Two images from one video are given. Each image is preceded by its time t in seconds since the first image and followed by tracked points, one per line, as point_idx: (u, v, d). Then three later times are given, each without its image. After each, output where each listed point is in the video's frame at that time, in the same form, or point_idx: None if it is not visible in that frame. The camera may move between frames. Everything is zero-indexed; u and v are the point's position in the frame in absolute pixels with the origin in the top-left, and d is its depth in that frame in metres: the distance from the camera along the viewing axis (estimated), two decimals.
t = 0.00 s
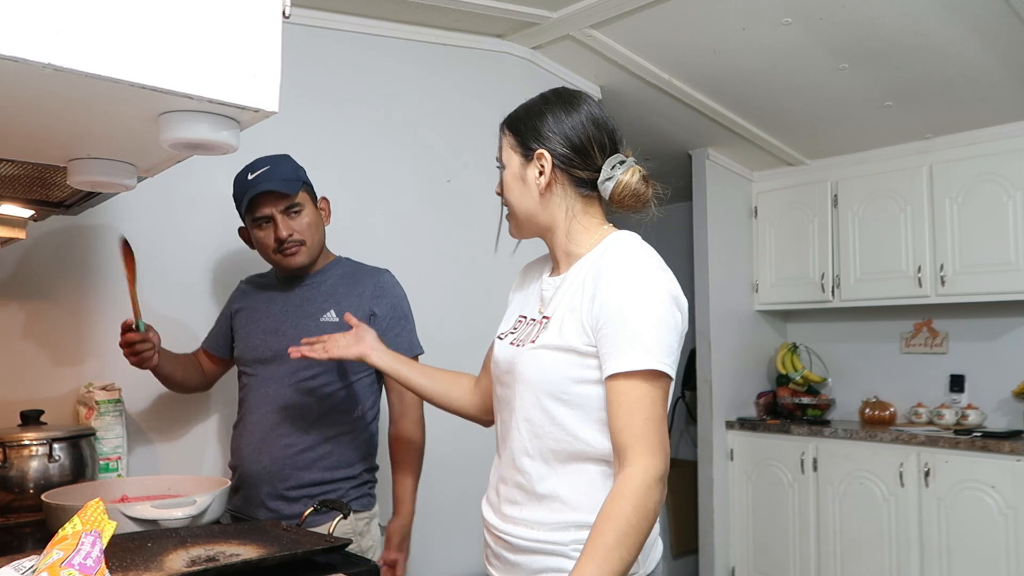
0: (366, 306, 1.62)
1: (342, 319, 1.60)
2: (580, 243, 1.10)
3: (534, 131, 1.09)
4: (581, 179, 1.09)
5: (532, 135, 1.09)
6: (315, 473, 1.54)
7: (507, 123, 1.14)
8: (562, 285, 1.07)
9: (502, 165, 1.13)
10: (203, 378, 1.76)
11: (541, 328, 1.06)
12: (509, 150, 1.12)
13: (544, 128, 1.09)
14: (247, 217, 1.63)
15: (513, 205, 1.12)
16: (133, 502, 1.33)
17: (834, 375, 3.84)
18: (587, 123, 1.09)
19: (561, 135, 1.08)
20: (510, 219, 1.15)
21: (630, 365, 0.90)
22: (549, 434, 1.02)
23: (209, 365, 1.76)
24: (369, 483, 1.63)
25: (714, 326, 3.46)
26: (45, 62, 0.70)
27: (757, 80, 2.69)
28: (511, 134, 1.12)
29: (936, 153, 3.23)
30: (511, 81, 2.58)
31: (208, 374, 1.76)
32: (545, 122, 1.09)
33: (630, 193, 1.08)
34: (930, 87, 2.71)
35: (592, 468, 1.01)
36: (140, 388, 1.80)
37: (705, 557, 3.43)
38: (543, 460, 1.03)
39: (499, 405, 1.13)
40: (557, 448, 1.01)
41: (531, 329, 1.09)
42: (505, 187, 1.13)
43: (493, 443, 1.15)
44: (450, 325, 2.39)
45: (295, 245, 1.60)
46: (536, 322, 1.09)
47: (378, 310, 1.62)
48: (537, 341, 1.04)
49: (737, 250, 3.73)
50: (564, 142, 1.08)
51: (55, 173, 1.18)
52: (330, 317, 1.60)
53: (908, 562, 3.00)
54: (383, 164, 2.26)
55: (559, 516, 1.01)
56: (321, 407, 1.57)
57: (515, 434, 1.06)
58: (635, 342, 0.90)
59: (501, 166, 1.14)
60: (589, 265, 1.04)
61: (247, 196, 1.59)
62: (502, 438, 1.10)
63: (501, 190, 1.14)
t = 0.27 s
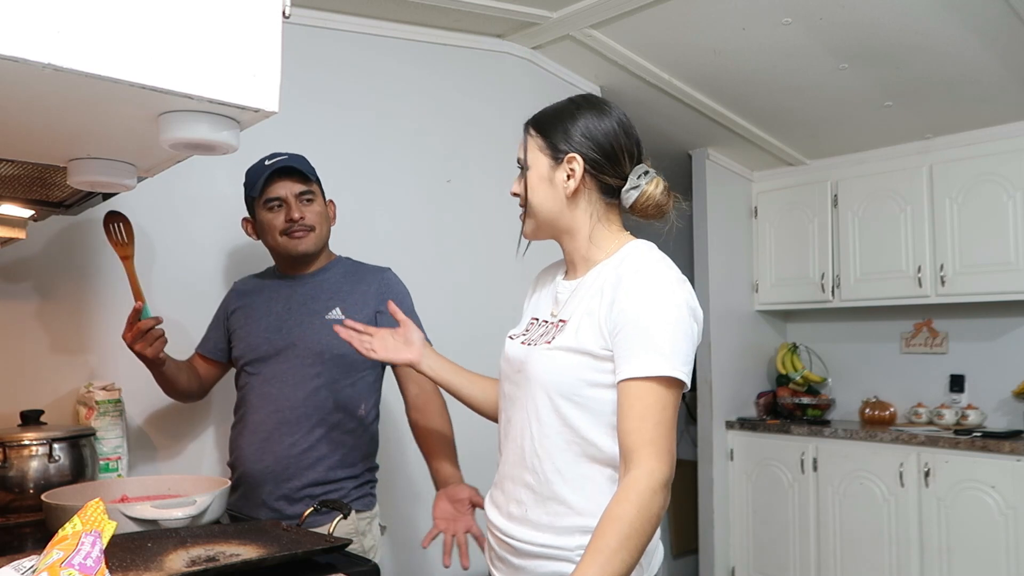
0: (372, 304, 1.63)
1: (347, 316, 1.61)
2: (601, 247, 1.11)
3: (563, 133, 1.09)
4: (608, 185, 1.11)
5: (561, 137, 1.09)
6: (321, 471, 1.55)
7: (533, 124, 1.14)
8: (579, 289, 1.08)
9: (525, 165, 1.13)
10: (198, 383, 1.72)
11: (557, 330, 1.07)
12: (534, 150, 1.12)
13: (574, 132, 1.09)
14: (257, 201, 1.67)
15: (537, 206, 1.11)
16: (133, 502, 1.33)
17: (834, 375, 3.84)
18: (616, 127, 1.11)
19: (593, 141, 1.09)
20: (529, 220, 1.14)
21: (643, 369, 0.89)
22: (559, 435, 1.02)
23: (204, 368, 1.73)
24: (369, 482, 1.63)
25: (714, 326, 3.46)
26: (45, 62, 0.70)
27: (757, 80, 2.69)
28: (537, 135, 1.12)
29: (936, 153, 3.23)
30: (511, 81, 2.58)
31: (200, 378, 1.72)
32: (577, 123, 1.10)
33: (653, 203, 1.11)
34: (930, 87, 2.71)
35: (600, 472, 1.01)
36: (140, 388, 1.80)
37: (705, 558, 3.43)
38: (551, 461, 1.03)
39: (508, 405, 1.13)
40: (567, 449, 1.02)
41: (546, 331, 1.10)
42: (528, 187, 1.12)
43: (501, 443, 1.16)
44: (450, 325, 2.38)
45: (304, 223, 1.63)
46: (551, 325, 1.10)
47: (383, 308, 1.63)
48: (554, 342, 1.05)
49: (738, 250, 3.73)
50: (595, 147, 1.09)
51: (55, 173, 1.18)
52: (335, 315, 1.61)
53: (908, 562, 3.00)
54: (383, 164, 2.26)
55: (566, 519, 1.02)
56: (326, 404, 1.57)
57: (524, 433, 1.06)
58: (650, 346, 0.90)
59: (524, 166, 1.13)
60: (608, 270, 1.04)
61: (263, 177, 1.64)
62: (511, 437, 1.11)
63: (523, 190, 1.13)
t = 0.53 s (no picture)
0: (375, 304, 1.63)
1: (349, 315, 1.61)
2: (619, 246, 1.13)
3: (610, 130, 1.11)
4: (629, 190, 1.16)
5: (607, 134, 1.11)
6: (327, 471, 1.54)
7: (575, 113, 1.12)
8: (586, 288, 1.09)
9: (568, 151, 1.09)
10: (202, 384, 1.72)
11: (564, 328, 1.07)
12: (583, 140, 1.09)
13: (616, 132, 1.12)
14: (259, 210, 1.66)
15: (581, 196, 1.08)
16: (133, 502, 1.33)
17: (834, 375, 3.84)
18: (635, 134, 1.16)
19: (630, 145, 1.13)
20: (559, 210, 1.09)
21: (645, 361, 0.90)
22: (563, 432, 1.03)
23: (207, 370, 1.73)
24: (374, 483, 1.64)
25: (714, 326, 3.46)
26: (44, 62, 0.70)
27: (757, 79, 2.69)
28: (588, 126, 1.10)
29: (935, 153, 3.23)
30: (511, 81, 2.58)
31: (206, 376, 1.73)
32: (616, 126, 1.12)
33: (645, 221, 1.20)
34: (930, 87, 2.71)
35: (604, 470, 1.01)
36: (140, 388, 1.80)
37: (705, 558, 3.43)
38: (558, 458, 1.03)
39: (514, 405, 1.13)
40: (573, 446, 1.02)
41: (553, 330, 1.10)
42: (579, 176, 1.08)
43: (507, 442, 1.16)
44: (450, 325, 2.38)
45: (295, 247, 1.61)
46: (557, 324, 1.10)
47: (386, 308, 1.63)
48: (560, 339, 1.05)
49: (738, 250, 3.73)
50: (632, 151, 1.13)
51: (55, 173, 1.18)
52: (337, 314, 1.60)
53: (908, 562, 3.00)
54: (383, 163, 2.26)
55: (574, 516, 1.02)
56: (329, 403, 1.57)
57: (530, 431, 1.06)
58: (652, 339, 0.90)
59: (565, 155, 1.09)
60: (614, 268, 1.05)
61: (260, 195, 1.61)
62: (516, 436, 1.11)
63: (565, 176, 1.08)
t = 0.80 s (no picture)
0: (377, 307, 1.62)
1: (351, 319, 1.60)
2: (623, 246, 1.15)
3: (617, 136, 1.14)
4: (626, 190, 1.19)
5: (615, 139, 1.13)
6: (328, 472, 1.55)
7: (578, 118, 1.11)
8: (591, 288, 1.09)
9: (592, 154, 1.09)
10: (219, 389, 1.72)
11: (568, 326, 1.08)
12: (599, 143, 1.10)
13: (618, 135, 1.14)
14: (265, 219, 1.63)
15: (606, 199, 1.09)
16: (133, 501, 1.33)
17: (834, 375, 3.84)
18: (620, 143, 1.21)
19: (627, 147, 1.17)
20: (587, 211, 1.07)
21: (642, 353, 0.90)
22: (565, 429, 1.03)
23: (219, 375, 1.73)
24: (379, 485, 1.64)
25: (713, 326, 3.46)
26: (45, 62, 0.70)
27: (757, 80, 2.69)
28: (597, 129, 1.11)
29: (936, 153, 3.23)
30: (511, 81, 2.58)
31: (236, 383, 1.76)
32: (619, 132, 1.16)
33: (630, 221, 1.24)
34: (929, 87, 2.71)
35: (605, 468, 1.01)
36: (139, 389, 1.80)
37: (705, 558, 3.43)
38: (560, 455, 1.03)
39: (518, 404, 1.14)
40: (576, 442, 1.02)
41: (556, 328, 1.11)
42: (602, 178, 1.09)
43: (512, 441, 1.16)
44: (450, 326, 2.38)
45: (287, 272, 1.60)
46: (561, 323, 1.11)
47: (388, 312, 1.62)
48: (566, 335, 1.06)
49: (738, 250, 3.73)
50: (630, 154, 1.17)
51: (55, 173, 1.18)
52: (339, 317, 1.60)
53: (908, 562, 3.00)
54: (383, 163, 2.26)
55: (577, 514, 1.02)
56: (331, 404, 1.57)
57: (534, 428, 1.07)
58: (651, 332, 0.90)
59: (586, 159, 1.08)
60: (620, 266, 1.05)
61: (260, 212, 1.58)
62: (519, 435, 1.11)
63: (593, 180, 1.08)
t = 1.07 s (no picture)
0: (383, 311, 1.61)
1: (357, 323, 1.59)
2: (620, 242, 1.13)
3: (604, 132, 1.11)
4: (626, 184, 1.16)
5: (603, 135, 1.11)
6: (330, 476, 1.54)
7: (562, 117, 1.11)
8: (591, 289, 1.09)
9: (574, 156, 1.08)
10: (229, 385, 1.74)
11: (568, 328, 1.08)
12: (582, 144, 1.09)
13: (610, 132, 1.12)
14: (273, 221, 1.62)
15: (584, 201, 1.08)
16: (134, 501, 1.33)
17: (834, 376, 3.84)
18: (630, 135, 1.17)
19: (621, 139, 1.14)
20: (564, 215, 1.08)
21: (644, 358, 0.90)
22: (565, 432, 1.03)
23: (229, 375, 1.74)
24: (385, 488, 1.62)
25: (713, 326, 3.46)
26: (45, 62, 0.70)
27: (757, 79, 2.69)
28: (582, 128, 1.10)
29: (936, 153, 3.23)
30: (511, 81, 2.58)
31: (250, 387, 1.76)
32: (613, 126, 1.13)
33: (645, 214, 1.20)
34: (929, 87, 2.71)
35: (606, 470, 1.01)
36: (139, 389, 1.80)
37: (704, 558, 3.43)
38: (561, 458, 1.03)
39: (518, 405, 1.14)
40: (576, 445, 1.02)
41: (556, 330, 1.11)
42: (580, 180, 1.08)
43: (510, 442, 1.16)
44: (450, 326, 2.38)
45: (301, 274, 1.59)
46: (561, 324, 1.11)
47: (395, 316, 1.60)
48: (566, 338, 1.05)
49: (738, 250, 3.73)
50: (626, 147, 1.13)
51: (55, 173, 1.18)
52: (345, 321, 1.59)
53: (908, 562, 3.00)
54: (383, 163, 2.26)
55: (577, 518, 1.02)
56: (337, 409, 1.57)
57: (534, 430, 1.07)
58: (654, 337, 0.90)
59: (565, 159, 1.08)
60: (621, 267, 1.05)
61: (268, 218, 1.56)
62: (519, 437, 1.11)
63: (569, 181, 1.07)
